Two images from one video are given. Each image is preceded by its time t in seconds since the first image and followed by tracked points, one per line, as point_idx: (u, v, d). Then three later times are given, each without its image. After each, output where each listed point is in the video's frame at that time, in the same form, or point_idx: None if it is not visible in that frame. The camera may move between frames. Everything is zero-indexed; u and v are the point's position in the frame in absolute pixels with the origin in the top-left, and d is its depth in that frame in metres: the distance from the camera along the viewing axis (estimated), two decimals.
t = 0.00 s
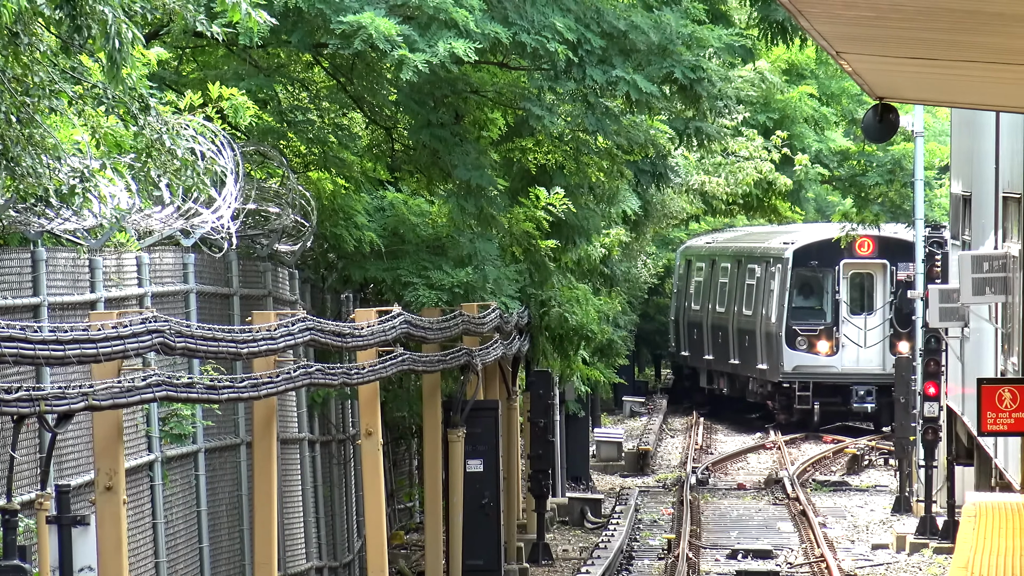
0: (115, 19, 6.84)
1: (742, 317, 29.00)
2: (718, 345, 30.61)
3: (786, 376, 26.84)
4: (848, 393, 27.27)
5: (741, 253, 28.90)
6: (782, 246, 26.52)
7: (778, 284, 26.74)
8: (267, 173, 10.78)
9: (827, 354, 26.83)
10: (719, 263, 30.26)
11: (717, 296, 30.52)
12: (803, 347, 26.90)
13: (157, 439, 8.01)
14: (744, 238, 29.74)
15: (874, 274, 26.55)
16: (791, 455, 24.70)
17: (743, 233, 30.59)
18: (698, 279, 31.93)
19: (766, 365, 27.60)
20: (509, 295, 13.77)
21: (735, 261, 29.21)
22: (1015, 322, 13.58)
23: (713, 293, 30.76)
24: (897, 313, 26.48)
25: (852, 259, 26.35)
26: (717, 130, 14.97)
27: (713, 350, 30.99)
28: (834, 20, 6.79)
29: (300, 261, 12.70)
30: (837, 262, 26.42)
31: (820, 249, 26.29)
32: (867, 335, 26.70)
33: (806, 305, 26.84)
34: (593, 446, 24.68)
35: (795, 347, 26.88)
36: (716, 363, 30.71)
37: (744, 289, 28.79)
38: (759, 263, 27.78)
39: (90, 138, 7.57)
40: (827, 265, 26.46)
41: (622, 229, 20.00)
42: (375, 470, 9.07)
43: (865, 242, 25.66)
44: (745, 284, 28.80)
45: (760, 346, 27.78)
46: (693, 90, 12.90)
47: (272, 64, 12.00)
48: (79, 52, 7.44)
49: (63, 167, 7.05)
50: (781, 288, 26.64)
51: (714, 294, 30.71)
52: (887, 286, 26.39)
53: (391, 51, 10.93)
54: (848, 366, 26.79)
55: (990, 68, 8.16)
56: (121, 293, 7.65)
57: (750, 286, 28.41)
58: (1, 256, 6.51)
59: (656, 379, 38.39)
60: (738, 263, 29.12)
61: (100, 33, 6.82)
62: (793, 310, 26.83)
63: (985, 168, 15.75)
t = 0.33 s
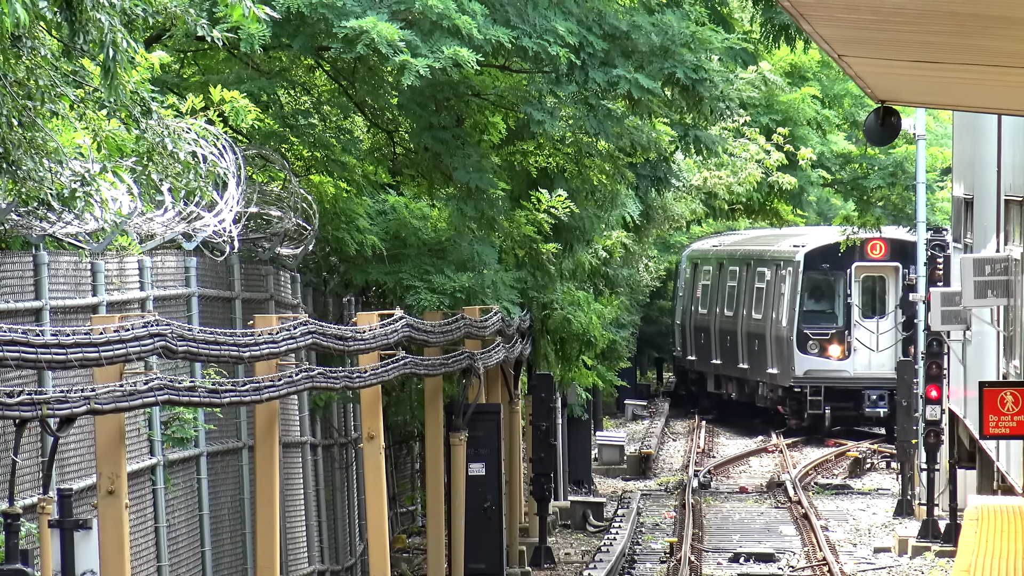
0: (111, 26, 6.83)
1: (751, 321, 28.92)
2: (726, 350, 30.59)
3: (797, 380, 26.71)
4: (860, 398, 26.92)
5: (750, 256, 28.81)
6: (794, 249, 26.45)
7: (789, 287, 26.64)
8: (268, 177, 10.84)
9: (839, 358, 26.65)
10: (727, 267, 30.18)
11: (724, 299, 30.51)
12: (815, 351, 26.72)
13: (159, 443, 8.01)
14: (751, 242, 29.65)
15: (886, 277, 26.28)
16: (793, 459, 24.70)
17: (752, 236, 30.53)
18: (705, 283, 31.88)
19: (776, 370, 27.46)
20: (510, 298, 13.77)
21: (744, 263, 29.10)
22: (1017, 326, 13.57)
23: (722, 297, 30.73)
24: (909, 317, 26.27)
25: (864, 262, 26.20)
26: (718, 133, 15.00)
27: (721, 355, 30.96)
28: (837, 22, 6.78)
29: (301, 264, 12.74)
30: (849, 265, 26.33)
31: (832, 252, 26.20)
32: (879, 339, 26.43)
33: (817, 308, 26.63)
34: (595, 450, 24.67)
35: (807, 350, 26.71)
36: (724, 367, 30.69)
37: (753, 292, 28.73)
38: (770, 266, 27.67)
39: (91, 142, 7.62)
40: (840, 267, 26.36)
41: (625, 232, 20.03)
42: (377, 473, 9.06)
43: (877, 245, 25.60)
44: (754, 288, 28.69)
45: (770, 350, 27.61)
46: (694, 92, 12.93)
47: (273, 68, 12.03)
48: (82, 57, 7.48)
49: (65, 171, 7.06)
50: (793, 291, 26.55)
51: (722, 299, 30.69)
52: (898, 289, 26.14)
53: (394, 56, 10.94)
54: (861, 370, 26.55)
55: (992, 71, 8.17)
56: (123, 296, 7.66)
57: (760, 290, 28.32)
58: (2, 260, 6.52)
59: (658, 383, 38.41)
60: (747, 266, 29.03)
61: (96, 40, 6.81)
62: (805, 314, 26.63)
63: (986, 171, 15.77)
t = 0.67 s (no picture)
0: (112, 31, 6.82)
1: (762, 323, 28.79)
2: (737, 353, 30.54)
3: (811, 383, 26.54)
4: (875, 400, 26.84)
5: (761, 257, 28.65)
6: (807, 250, 26.25)
7: (802, 289, 26.48)
8: (272, 179, 10.83)
9: (852, 360, 26.45)
10: (738, 269, 30.06)
11: (734, 301, 30.47)
12: (829, 353, 26.52)
13: (164, 445, 8.02)
14: (763, 243, 29.51)
15: (901, 277, 26.04)
16: (798, 460, 24.70)
17: (763, 237, 30.38)
18: (714, 285, 31.82)
19: (789, 373, 27.34)
20: (515, 299, 13.77)
21: (755, 265, 28.93)
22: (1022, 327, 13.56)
23: (732, 299, 30.61)
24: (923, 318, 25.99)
25: (878, 262, 25.91)
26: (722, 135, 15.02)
27: (732, 357, 30.87)
28: (840, 23, 6.78)
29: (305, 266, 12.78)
30: (863, 266, 26.11)
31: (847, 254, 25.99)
32: (893, 342, 26.25)
33: (831, 310, 26.47)
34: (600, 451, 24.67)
35: (820, 353, 26.50)
36: (735, 370, 30.67)
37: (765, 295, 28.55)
38: (781, 267, 27.49)
39: (96, 144, 7.62)
40: (853, 269, 26.16)
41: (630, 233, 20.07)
42: (381, 474, 9.07)
43: (890, 245, 25.39)
44: (766, 290, 28.48)
45: (783, 351, 27.45)
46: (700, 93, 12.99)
47: (276, 71, 11.99)
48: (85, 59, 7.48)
49: (69, 173, 7.05)
50: (806, 293, 26.37)
51: (733, 301, 30.58)
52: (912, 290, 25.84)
53: (400, 58, 10.93)
54: (875, 372, 26.40)
55: (996, 72, 8.16)
56: (127, 299, 7.68)
57: (772, 292, 28.15)
58: (7, 263, 6.53)
59: (664, 384, 38.44)
60: (758, 267, 28.87)
61: (98, 44, 6.79)
62: (818, 316, 26.45)
63: (990, 171, 15.78)
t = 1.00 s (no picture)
0: (118, 32, 6.84)
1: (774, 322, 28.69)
2: (747, 353, 30.49)
3: (824, 384, 26.48)
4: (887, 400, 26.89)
5: (772, 255, 28.56)
6: (817, 250, 26.16)
7: (813, 288, 26.38)
8: (275, 179, 10.83)
9: (865, 360, 26.43)
10: (748, 268, 29.98)
11: (744, 301, 30.45)
12: (841, 353, 26.48)
13: (166, 445, 8.02)
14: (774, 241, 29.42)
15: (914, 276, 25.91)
16: (801, 459, 24.69)
17: (771, 236, 30.28)
18: (724, 284, 31.75)
19: (799, 373, 27.34)
20: (517, 299, 13.77)
21: (766, 263, 28.83)
22: None
23: (742, 298, 30.53)
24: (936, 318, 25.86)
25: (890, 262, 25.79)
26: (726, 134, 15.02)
27: (741, 357, 30.85)
28: (842, 23, 6.79)
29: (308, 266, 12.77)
30: (875, 265, 26.00)
31: (858, 252, 25.90)
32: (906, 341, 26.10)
33: (843, 309, 26.40)
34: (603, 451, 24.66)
35: (832, 353, 26.45)
36: (745, 371, 30.64)
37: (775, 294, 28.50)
38: (792, 267, 27.45)
39: (98, 144, 7.66)
40: (865, 268, 26.07)
41: (633, 233, 20.08)
42: (384, 474, 9.07)
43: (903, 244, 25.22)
44: (776, 290, 28.46)
45: (795, 352, 27.45)
46: (702, 95, 13.09)
47: (279, 70, 12.02)
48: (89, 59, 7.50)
49: (72, 173, 7.08)
50: (818, 293, 26.27)
51: (743, 300, 30.52)
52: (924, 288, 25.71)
53: (403, 58, 10.93)
54: (888, 373, 26.37)
55: (998, 71, 8.17)
56: (129, 299, 7.67)
57: (782, 291, 28.12)
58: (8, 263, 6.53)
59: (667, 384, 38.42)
60: (769, 265, 28.78)
61: (103, 45, 6.81)
62: (829, 315, 26.40)
63: (993, 170, 15.79)
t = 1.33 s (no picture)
0: (123, 34, 6.86)
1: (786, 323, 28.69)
2: (759, 354, 30.46)
3: (838, 385, 26.42)
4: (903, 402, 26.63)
5: (785, 255, 28.56)
6: (831, 250, 26.16)
7: (828, 289, 26.33)
8: (280, 179, 10.83)
9: (880, 361, 26.27)
10: (759, 268, 29.95)
11: (756, 301, 30.41)
12: (855, 353, 26.36)
13: (171, 445, 8.03)
14: (786, 242, 29.41)
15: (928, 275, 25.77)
16: (806, 458, 24.68)
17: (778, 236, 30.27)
18: (735, 285, 31.73)
19: (813, 374, 27.35)
20: (522, 299, 13.78)
21: (779, 263, 28.83)
22: None
23: (754, 298, 30.51)
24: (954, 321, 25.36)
25: (904, 261, 25.72)
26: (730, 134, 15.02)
27: (753, 359, 30.83)
28: (847, 22, 6.79)
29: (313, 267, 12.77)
30: (889, 265, 25.91)
31: (873, 251, 25.86)
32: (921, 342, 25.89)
33: (857, 310, 26.31)
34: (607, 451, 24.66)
35: (847, 353, 26.35)
36: (756, 372, 30.61)
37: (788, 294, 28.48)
38: (805, 266, 27.44)
39: (104, 145, 7.67)
40: (880, 268, 26.01)
41: (638, 232, 20.08)
42: (389, 474, 9.06)
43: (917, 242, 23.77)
44: (790, 290, 28.42)
45: (808, 351, 27.37)
46: (707, 99, 13.08)
47: (283, 71, 12.06)
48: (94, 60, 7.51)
49: (77, 173, 7.09)
50: (832, 293, 26.21)
51: (754, 301, 30.50)
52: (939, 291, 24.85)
53: (408, 58, 10.93)
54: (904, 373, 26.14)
55: (1001, 71, 8.16)
56: (134, 299, 7.68)
57: (796, 292, 28.10)
58: (14, 263, 6.55)
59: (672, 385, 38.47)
60: (780, 266, 28.80)
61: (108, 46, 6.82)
62: (844, 315, 26.31)
63: (999, 170, 15.76)
